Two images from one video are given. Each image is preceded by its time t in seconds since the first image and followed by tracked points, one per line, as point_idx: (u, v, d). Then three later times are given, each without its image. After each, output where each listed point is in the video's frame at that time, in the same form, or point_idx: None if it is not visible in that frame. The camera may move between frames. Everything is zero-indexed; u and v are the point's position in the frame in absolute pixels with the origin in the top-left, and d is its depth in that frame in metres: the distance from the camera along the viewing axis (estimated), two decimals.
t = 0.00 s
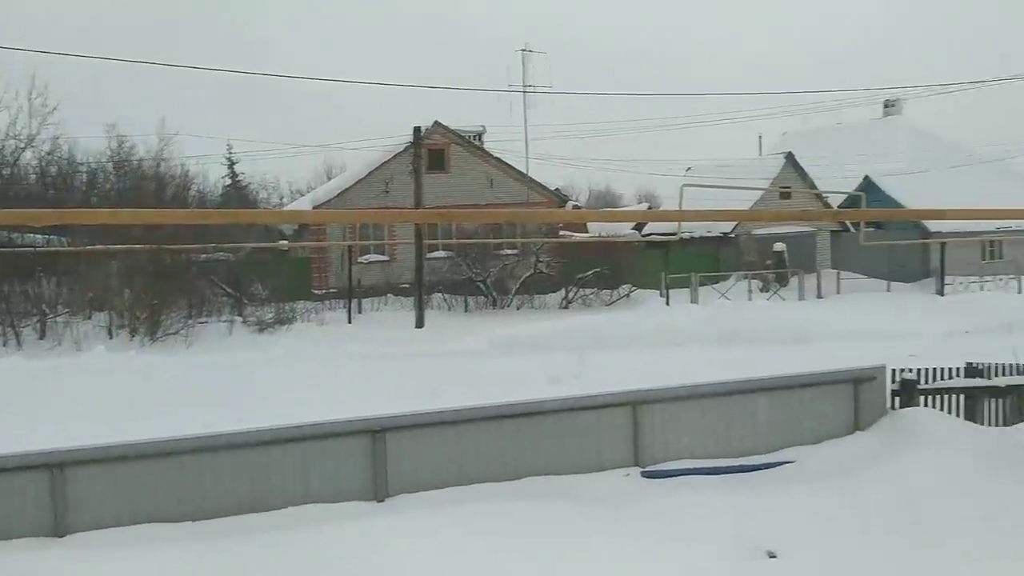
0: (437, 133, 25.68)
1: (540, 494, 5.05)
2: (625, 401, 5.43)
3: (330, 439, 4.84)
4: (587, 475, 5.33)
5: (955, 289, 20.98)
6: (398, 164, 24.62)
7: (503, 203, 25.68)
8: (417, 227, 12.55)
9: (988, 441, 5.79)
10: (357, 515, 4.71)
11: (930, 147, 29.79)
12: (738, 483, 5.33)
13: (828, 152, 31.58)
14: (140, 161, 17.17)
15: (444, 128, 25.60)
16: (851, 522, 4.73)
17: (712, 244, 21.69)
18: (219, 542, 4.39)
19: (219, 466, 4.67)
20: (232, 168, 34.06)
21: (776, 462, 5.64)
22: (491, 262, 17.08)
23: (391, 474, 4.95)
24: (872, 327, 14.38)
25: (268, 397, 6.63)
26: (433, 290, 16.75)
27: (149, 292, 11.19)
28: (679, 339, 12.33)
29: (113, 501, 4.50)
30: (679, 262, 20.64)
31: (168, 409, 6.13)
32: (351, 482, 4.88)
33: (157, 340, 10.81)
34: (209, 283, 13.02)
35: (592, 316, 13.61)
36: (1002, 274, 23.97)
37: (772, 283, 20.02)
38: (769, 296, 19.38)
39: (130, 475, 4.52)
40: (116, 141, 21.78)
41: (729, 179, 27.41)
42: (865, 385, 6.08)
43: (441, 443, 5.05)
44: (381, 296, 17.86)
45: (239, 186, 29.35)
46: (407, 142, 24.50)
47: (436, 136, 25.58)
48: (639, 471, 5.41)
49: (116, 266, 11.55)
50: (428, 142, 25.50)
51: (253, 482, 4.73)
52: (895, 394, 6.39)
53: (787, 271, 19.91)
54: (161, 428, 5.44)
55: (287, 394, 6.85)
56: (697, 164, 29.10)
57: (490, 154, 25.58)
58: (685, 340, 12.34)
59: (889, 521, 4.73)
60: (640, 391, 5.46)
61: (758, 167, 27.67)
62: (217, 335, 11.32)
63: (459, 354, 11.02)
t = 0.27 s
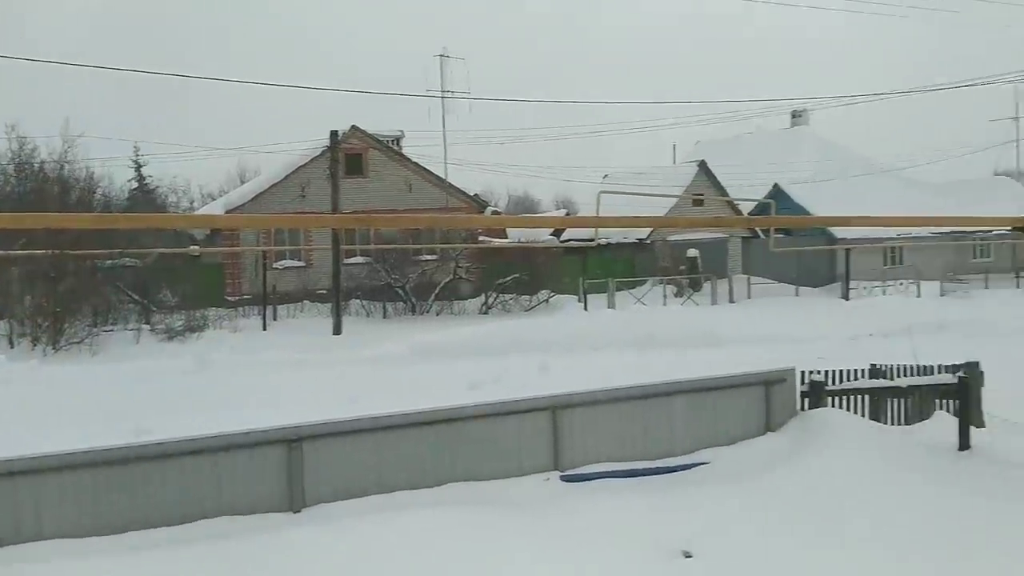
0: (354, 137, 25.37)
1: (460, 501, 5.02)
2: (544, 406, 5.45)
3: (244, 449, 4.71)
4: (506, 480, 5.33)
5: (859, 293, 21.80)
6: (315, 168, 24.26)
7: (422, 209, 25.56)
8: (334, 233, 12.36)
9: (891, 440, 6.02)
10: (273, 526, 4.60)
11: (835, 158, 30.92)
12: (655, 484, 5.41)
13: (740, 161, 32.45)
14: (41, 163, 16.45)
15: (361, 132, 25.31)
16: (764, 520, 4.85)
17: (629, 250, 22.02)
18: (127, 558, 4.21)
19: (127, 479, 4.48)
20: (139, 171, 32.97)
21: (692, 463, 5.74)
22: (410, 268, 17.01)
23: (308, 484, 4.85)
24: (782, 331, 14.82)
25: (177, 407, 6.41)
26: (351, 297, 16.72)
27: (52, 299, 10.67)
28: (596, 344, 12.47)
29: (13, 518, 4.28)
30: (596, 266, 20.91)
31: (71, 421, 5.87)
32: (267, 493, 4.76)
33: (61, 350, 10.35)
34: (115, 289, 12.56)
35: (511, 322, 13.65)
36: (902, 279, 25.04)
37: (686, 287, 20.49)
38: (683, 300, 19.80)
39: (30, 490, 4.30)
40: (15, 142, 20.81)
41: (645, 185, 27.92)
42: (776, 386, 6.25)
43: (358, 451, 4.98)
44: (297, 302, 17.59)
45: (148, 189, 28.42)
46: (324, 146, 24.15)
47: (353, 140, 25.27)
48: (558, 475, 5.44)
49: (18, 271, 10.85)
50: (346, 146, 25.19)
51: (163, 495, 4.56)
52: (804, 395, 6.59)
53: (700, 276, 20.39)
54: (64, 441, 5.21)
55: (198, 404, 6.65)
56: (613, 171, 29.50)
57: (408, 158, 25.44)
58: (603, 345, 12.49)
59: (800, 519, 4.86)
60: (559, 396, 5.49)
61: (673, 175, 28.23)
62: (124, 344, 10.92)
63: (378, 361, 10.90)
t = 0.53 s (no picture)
0: (293, 137, 25.00)
1: (402, 503, 4.98)
2: (487, 407, 5.44)
3: (180, 454, 4.59)
4: (448, 482, 5.30)
5: (794, 296, 22.29)
6: (253, 168, 23.85)
7: (363, 210, 25.35)
8: (273, 233, 12.15)
9: (825, 438, 6.16)
10: (210, 532, 4.49)
11: (771, 163, 31.55)
12: (597, 484, 5.45)
13: (679, 165, 32.90)
14: None
15: (300, 132, 24.95)
16: (703, 518, 4.91)
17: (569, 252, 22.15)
18: (56, 565, 4.07)
19: (55, 485, 4.33)
20: (69, 169, 31.98)
21: (633, 463, 5.79)
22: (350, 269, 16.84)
23: (246, 488, 4.76)
24: (721, 333, 15.06)
25: (108, 412, 6.22)
26: (290, 298, 16.43)
27: None
28: (538, 346, 12.50)
29: None
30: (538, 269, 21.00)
31: None
32: (204, 498, 4.65)
33: None
34: (42, 290, 12.12)
35: (453, 324, 13.62)
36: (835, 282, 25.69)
37: (626, 290, 20.79)
38: (624, 302, 20.01)
39: None
40: None
41: (586, 188, 28.12)
42: (714, 387, 6.34)
43: (298, 454, 4.90)
44: (234, 304, 17.30)
45: (77, 187, 27.58)
46: (262, 145, 23.76)
47: (293, 139, 24.89)
48: (501, 476, 5.43)
49: None
50: (285, 145, 24.82)
51: (93, 502, 4.41)
52: (741, 395, 6.70)
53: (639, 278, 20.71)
54: None
55: (130, 408, 6.46)
56: (555, 174, 29.63)
57: (349, 159, 25.17)
58: (544, 347, 12.54)
59: (737, 517, 4.93)
60: (501, 397, 5.48)
61: (613, 179, 28.48)
62: (52, 347, 10.58)
63: (317, 364, 10.76)
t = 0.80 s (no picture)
0: (240, 134, 24.61)
1: (351, 505, 4.93)
2: (437, 409, 5.41)
3: (121, 458, 4.47)
4: (397, 484, 5.26)
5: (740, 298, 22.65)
6: (197, 165, 23.43)
7: (311, 209, 25.09)
8: (218, 231, 11.94)
9: (769, 438, 6.27)
10: (153, 536, 4.39)
11: (717, 167, 32.01)
12: (547, 485, 5.46)
13: (627, 168, 33.18)
14: None
15: (246, 129, 24.56)
16: (650, 518, 4.96)
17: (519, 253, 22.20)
18: None
19: None
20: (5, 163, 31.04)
21: (582, 464, 5.82)
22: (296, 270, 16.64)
23: (190, 492, 4.66)
24: (668, 334, 15.23)
25: (44, 415, 6.03)
26: (235, 298, 16.16)
27: None
28: (487, 347, 12.51)
29: None
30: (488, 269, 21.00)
31: None
32: (145, 503, 4.54)
33: None
34: None
35: (402, 325, 13.55)
36: (779, 284, 26.18)
37: (575, 291, 20.98)
38: (573, 304, 20.12)
39: None
40: None
41: (536, 189, 28.20)
42: (662, 387, 6.41)
43: (244, 457, 4.82)
44: (177, 303, 17.02)
45: (13, 183, 26.77)
46: (207, 142, 23.34)
47: (238, 136, 24.49)
48: (450, 478, 5.41)
49: None
50: (230, 143, 24.41)
51: (29, 507, 4.27)
52: (688, 396, 6.77)
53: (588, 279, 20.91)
54: None
55: (67, 411, 6.28)
56: (504, 175, 29.64)
57: (297, 157, 24.86)
58: (493, 348, 12.55)
59: (684, 517, 4.99)
60: (451, 399, 5.46)
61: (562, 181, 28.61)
62: None
63: (264, 365, 10.61)
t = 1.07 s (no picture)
0: (194, 132, 24.22)
1: (310, 507, 4.89)
2: (396, 411, 5.39)
3: (72, 462, 4.38)
4: (357, 485, 5.23)
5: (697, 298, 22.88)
6: (150, 164, 23.03)
7: (268, 208, 24.80)
8: (172, 231, 11.74)
9: (727, 438, 6.34)
10: (107, 541, 4.30)
11: (675, 169, 32.30)
12: (507, 485, 5.47)
13: (586, 170, 33.33)
14: None
15: (200, 127, 24.17)
16: (609, 518, 4.98)
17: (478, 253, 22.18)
18: None
19: None
20: None
21: (542, 464, 5.83)
22: (253, 271, 16.39)
23: (144, 496, 4.58)
24: (626, 334, 15.34)
25: None
26: (190, 299, 15.91)
27: None
28: (446, 348, 12.50)
29: None
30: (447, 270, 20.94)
31: None
32: (98, 507, 4.45)
33: None
34: None
35: (360, 326, 13.47)
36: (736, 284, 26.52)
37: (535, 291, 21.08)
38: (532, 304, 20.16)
39: None
40: None
41: (495, 189, 28.20)
42: (622, 388, 6.45)
43: (200, 459, 4.75)
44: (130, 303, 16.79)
45: None
46: (160, 140, 22.94)
47: (192, 135, 24.10)
48: (410, 480, 5.39)
49: None
50: (184, 141, 24.03)
51: None
52: (647, 396, 6.82)
53: (548, 280, 21.01)
54: None
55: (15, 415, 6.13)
56: (464, 176, 29.59)
57: (252, 156, 24.55)
58: (453, 349, 12.54)
59: (644, 515, 5.03)
60: (410, 400, 5.44)
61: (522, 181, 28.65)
62: None
63: (220, 367, 10.47)
